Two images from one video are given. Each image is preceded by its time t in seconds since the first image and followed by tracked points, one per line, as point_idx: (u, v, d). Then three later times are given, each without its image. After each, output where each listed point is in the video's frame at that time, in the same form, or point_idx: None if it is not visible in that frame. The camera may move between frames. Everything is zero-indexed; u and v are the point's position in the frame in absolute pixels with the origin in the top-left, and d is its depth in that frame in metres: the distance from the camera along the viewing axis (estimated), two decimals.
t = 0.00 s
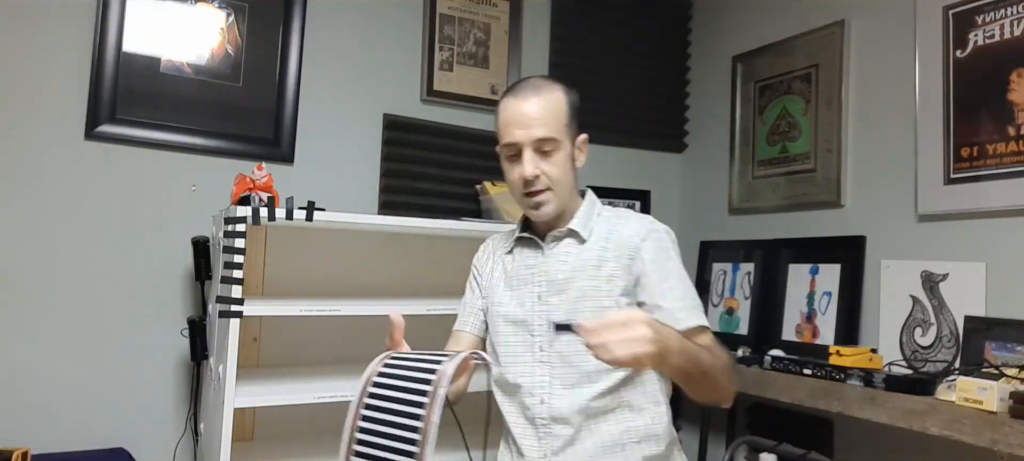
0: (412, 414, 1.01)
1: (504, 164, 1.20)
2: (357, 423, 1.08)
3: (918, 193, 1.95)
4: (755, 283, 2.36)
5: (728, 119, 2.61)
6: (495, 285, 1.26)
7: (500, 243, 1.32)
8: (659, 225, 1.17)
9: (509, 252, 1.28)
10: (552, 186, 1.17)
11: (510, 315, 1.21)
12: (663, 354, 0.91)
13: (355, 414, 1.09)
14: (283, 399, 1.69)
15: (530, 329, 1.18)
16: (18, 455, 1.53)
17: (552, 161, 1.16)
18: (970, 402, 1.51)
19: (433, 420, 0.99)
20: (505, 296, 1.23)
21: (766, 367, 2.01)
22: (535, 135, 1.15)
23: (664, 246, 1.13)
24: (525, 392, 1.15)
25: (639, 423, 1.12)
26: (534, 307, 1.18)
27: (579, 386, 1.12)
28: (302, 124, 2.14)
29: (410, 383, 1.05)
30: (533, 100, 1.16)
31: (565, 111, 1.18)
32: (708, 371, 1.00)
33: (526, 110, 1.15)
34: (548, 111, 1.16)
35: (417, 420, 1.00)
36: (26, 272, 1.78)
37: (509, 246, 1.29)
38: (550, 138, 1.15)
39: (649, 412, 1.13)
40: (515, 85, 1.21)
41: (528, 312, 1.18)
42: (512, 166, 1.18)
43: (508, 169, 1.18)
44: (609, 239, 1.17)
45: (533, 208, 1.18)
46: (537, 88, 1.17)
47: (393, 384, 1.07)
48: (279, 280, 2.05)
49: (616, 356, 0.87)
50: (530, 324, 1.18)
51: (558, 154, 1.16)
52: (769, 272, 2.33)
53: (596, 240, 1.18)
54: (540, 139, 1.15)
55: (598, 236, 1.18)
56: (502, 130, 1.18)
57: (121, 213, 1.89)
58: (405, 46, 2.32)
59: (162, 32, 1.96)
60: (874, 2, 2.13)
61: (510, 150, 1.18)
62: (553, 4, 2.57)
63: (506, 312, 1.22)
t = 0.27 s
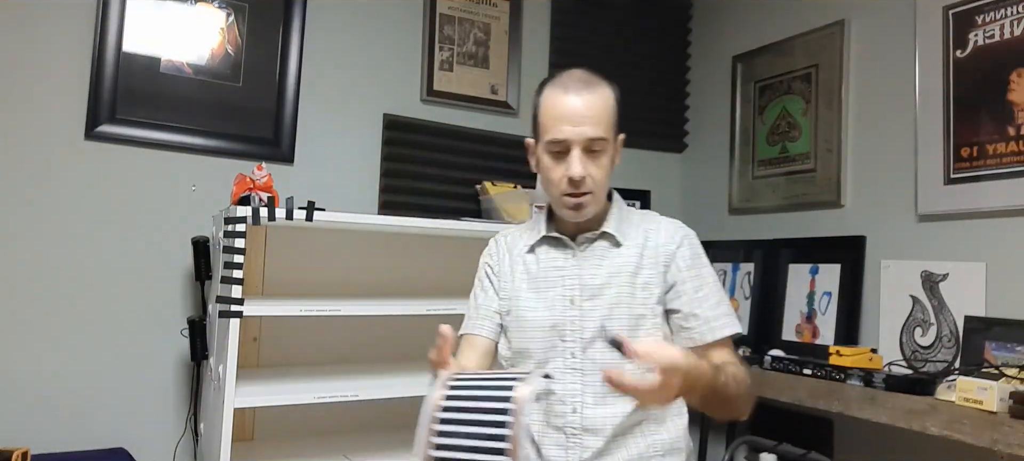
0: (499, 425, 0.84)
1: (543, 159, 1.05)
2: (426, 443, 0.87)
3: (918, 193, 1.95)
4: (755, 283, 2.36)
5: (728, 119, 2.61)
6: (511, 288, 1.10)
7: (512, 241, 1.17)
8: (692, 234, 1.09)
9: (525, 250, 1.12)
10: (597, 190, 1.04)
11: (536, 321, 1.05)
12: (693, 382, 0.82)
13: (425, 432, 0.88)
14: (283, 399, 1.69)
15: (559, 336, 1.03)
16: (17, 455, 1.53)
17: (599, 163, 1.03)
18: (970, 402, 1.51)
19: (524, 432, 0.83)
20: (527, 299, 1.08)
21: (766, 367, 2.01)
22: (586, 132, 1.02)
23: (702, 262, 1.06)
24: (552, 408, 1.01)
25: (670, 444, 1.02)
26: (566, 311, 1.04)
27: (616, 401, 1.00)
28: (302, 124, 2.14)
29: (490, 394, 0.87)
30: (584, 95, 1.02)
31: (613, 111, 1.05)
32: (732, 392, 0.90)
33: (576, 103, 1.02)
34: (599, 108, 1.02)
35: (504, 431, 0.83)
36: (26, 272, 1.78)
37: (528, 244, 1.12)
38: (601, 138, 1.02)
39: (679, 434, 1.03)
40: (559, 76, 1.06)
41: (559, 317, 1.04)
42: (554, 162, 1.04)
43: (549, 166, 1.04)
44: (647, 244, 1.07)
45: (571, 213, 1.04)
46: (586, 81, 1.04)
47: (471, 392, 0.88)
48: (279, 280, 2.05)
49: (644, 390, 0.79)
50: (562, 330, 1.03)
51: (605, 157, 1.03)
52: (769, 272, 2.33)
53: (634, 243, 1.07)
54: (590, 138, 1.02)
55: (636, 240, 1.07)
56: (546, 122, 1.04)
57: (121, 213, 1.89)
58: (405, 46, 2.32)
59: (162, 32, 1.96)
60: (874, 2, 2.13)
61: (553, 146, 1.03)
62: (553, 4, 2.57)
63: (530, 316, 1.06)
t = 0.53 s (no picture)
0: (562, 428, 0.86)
1: (573, 140, 1.13)
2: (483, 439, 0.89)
3: (918, 193, 1.95)
4: (755, 283, 2.36)
5: (728, 119, 2.61)
6: (528, 284, 1.17)
7: (531, 233, 1.24)
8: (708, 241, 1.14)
9: (543, 247, 1.19)
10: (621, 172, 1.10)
11: (552, 318, 1.12)
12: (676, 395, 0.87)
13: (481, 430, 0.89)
14: (283, 399, 1.69)
15: (573, 337, 1.10)
16: (17, 455, 1.53)
17: (626, 145, 1.10)
18: (971, 401, 1.51)
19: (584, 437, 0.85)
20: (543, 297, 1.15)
21: (766, 367, 2.01)
22: (617, 113, 1.09)
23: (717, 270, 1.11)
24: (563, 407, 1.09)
25: (672, 446, 1.10)
26: (579, 313, 1.11)
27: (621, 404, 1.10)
28: (302, 124, 2.14)
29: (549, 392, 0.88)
30: (616, 80, 1.11)
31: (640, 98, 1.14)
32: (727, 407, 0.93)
33: (606, 87, 1.10)
34: (631, 94, 1.11)
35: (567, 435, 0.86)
36: (25, 272, 1.78)
37: (546, 240, 1.19)
38: (630, 121, 1.10)
39: (682, 434, 1.11)
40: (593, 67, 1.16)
41: (575, 318, 1.11)
42: (583, 143, 1.11)
43: (579, 147, 1.11)
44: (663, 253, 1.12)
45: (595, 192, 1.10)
46: (616, 67, 1.13)
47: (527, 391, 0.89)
48: (279, 280, 2.05)
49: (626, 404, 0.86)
50: (575, 332, 1.10)
51: (632, 139, 1.11)
52: (769, 272, 2.33)
53: (648, 250, 1.13)
54: (619, 120, 1.10)
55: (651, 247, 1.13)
56: (578, 103, 1.12)
57: (121, 213, 1.89)
58: (405, 46, 2.32)
59: (162, 32, 1.96)
60: (874, 2, 2.13)
61: (583, 125, 1.11)
62: (553, 4, 2.57)
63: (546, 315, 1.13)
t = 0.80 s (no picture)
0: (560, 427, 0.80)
1: (570, 136, 1.16)
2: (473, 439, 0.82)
3: (918, 193, 1.95)
4: (755, 283, 2.36)
5: (729, 119, 2.61)
6: (526, 284, 1.20)
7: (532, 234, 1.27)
8: (706, 239, 1.15)
9: (541, 247, 1.23)
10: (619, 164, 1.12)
11: (549, 318, 1.16)
12: (652, 378, 0.86)
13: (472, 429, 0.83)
14: (282, 399, 1.69)
15: (570, 336, 1.14)
16: (17, 455, 1.53)
17: (623, 138, 1.13)
18: (970, 401, 1.51)
19: (583, 434, 0.79)
20: (541, 297, 1.18)
21: (766, 367, 2.01)
22: (612, 106, 1.13)
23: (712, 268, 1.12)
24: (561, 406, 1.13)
25: (668, 445, 1.13)
26: (576, 313, 1.14)
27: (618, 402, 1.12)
28: (302, 124, 2.14)
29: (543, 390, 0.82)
30: (612, 76, 1.15)
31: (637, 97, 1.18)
32: (706, 395, 0.93)
33: (603, 83, 1.14)
34: (626, 90, 1.14)
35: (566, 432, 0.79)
36: (25, 272, 1.78)
37: (545, 240, 1.22)
38: (626, 115, 1.14)
39: (678, 433, 1.14)
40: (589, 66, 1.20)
41: (572, 318, 1.14)
42: (580, 137, 1.14)
43: (577, 141, 1.14)
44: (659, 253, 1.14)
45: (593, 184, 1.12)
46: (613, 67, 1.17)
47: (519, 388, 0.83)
48: (278, 281, 2.05)
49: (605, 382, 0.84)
50: (572, 332, 1.14)
51: (629, 134, 1.14)
52: (769, 272, 2.33)
53: (645, 250, 1.15)
54: (615, 114, 1.13)
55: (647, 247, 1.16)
56: (577, 99, 1.15)
57: (121, 213, 1.89)
58: (405, 46, 2.32)
59: (163, 32, 1.96)
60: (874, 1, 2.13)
61: (579, 121, 1.15)
62: (553, 4, 2.57)
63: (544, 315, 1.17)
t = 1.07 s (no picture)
0: (533, 426, 0.82)
1: (556, 136, 1.18)
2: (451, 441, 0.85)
3: (918, 193, 1.95)
4: (755, 283, 2.36)
5: (729, 119, 2.61)
6: (519, 285, 1.22)
7: (525, 236, 1.29)
8: (695, 235, 1.16)
9: (533, 248, 1.24)
10: (604, 163, 1.13)
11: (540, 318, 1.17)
12: (628, 371, 0.86)
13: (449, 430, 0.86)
14: (282, 399, 1.69)
15: (561, 335, 1.15)
16: (17, 455, 1.53)
17: (608, 136, 1.14)
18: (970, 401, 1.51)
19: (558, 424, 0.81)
20: (533, 298, 1.19)
21: (766, 367, 2.01)
22: (596, 105, 1.14)
23: (701, 263, 1.13)
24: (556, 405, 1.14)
25: (665, 442, 1.13)
26: (567, 312, 1.15)
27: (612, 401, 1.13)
28: (302, 124, 2.14)
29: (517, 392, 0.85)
30: (596, 75, 1.16)
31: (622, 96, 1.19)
32: (688, 388, 0.92)
33: (588, 83, 1.16)
34: (609, 88, 1.16)
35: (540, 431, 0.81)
36: (25, 272, 1.78)
37: (537, 242, 1.24)
38: (610, 113, 1.15)
39: (675, 431, 1.14)
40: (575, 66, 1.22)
41: (562, 317, 1.15)
42: (566, 137, 1.16)
43: (562, 140, 1.16)
44: (649, 250, 1.15)
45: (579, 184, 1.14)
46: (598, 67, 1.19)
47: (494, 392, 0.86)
48: (278, 281, 2.05)
49: (579, 379, 0.85)
50: (564, 330, 1.15)
51: (614, 132, 1.15)
52: (769, 272, 2.33)
53: (634, 247, 1.16)
54: (599, 112, 1.14)
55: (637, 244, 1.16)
56: (562, 100, 1.17)
57: (121, 213, 1.89)
58: (406, 46, 2.32)
59: (163, 32, 1.96)
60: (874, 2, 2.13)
61: (565, 120, 1.16)
62: (553, 4, 2.57)
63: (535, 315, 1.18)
